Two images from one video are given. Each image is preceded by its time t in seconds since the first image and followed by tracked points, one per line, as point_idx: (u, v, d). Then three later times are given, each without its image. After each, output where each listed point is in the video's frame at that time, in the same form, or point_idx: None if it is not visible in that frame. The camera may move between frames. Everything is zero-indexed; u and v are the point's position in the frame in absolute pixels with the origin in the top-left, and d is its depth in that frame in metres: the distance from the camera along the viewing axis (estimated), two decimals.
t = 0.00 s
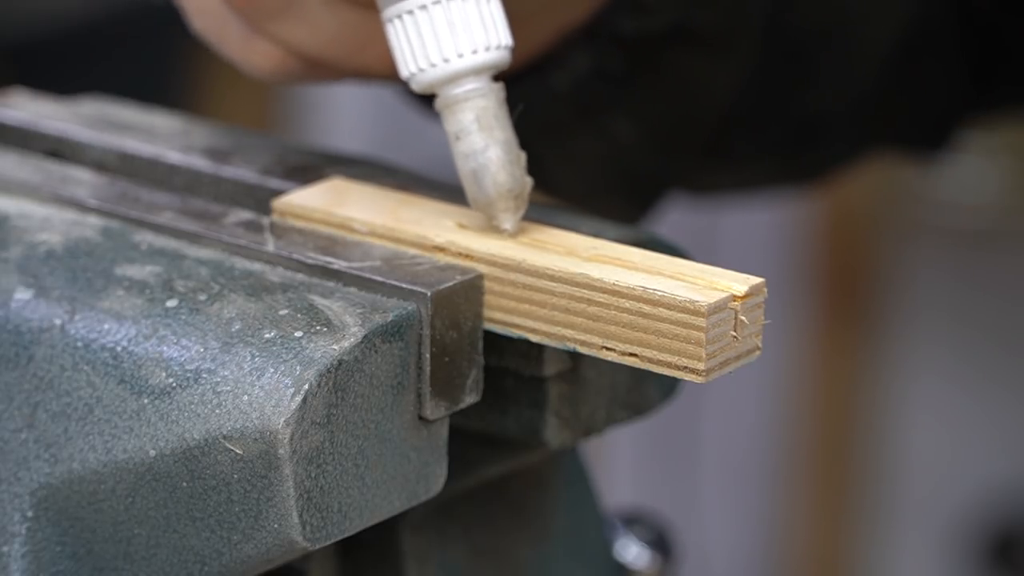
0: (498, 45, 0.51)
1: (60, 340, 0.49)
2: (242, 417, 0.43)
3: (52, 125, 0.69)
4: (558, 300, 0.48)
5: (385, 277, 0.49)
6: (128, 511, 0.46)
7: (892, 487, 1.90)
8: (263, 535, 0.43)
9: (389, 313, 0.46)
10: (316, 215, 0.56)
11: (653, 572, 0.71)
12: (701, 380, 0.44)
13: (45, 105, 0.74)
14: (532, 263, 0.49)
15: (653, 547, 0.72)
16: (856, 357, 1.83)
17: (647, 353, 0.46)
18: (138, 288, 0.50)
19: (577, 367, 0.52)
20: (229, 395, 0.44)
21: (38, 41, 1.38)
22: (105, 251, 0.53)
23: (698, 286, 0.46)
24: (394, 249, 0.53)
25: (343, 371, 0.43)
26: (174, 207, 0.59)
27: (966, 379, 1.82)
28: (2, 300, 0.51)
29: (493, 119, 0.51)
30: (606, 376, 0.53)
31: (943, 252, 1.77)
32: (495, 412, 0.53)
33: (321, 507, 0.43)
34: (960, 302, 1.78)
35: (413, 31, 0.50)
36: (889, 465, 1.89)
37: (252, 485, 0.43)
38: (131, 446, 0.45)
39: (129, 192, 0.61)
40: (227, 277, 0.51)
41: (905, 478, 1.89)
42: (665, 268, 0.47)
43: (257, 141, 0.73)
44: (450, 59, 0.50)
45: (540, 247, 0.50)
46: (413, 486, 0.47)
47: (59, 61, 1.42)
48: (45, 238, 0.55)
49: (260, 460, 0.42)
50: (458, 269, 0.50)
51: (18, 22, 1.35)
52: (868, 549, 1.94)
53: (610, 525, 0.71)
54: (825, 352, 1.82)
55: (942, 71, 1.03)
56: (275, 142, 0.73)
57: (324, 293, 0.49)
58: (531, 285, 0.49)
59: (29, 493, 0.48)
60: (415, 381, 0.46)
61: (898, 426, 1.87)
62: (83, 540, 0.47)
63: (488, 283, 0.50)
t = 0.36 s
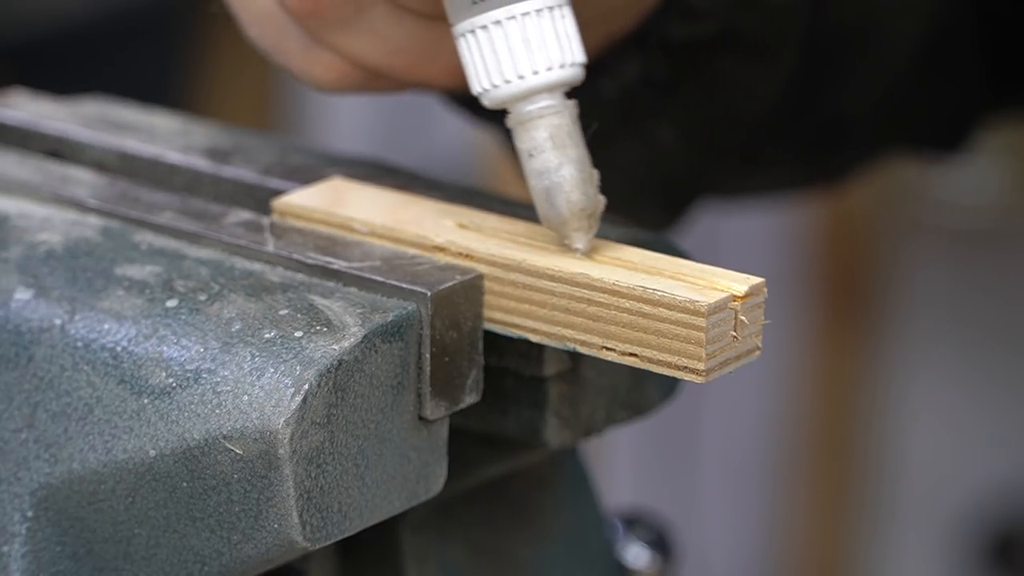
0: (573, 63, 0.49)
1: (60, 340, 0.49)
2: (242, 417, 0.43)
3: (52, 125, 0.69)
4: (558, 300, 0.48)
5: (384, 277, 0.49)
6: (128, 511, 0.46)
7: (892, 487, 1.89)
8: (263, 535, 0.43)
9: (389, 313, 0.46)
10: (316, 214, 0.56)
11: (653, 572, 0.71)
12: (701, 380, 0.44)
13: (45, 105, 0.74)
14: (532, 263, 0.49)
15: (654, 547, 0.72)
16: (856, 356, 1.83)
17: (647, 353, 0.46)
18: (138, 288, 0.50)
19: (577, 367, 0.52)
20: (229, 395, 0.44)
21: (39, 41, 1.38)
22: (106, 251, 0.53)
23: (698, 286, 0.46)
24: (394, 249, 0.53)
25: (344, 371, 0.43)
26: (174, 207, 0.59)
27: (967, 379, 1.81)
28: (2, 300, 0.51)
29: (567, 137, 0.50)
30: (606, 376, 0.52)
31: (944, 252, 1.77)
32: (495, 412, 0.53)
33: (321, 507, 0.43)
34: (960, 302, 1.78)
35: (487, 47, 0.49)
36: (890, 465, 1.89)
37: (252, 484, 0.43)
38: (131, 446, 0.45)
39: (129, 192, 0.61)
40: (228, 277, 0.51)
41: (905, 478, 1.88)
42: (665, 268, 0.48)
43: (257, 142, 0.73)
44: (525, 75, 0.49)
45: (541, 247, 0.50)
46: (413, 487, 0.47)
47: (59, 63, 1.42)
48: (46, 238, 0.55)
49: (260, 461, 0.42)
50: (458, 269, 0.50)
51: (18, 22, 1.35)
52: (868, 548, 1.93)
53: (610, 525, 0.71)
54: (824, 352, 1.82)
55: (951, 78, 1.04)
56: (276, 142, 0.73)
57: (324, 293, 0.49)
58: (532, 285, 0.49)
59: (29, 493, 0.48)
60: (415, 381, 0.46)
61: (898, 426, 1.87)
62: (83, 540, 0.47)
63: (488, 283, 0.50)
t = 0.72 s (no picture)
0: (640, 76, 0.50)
1: (60, 340, 0.49)
2: (242, 417, 0.43)
3: (52, 125, 0.69)
4: (558, 300, 0.48)
5: (384, 277, 0.49)
6: (127, 511, 0.46)
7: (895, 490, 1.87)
8: (263, 535, 0.43)
9: (389, 313, 0.46)
10: (316, 215, 0.56)
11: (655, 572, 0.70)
12: (701, 381, 0.44)
13: (45, 105, 0.74)
14: (532, 263, 0.49)
15: (655, 547, 0.72)
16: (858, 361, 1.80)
17: (647, 353, 0.46)
18: (138, 288, 0.50)
19: (578, 367, 0.52)
20: (229, 395, 0.44)
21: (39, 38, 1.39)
22: (106, 251, 0.53)
23: (698, 287, 0.46)
24: (394, 249, 0.53)
25: (344, 371, 0.43)
26: (174, 207, 0.59)
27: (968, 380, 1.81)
28: (2, 300, 0.51)
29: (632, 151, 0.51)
30: (605, 377, 0.53)
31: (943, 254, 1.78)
32: (496, 412, 0.53)
33: (321, 507, 0.43)
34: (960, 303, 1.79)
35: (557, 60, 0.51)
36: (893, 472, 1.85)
37: (252, 484, 0.43)
38: (131, 446, 0.45)
39: (129, 192, 0.61)
40: (228, 277, 0.51)
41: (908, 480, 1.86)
42: (666, 268, 0.47)
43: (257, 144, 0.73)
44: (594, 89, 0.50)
45: (541, 247, 0.50)
46: (414, 486, 0.47)
47: (59, 61, 1.43)
48: (46, 238, 0.55)
49: (261, 460, 0.42)
50: (458, 269, 0.50)
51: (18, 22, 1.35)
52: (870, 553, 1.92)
53: (610, 526, 0.71)
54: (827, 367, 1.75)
55: (958, 100, 1.12)
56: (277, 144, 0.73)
57: (324, 293, 0.49)
58: (531, 285, 0.49)
59: (29, 493, 0.48)
60: (415, 381, 0.46)
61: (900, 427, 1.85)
62: (82, 540, 0.47)
63: (488, 283, 0.50)
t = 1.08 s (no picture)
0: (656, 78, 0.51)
1: (60, 340, 0.49)
2: (242, 417, 0.43)
3: (52, 125, 0.69)
4: (558, 300, 0.48)
5: (385, 277, 0.49)
6: (127, 511, 0.46)
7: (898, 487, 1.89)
8: (263, 535, 0.43)
9: (389, 313, 0.46)
10: (317, 215, 0.56)
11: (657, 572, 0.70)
12: (701, 380, 0.44)
13: (45, 105, 0.74)
14: (532, 263, 0.49)
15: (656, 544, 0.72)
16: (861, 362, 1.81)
17: (647, 353, 0.46)
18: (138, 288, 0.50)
19: (578, 366, 0.52)
20: (228, 395, 0.44)
21: (39, 38, 1.40)
22: (106, 251, 0.53)
23: (698, 286, 0.46)
24: (394, 249, 0.53)
25: (344, 372, 0.43)
26: (175, 206, 0.59)
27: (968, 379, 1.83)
28: (2, 300, 0.51)
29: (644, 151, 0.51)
30: (605, 377, 0.53)
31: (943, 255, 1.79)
32: (496, 411, 0.53)
33: (321, 506, 0.43)
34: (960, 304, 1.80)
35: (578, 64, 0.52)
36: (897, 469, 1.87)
37: (252, 485, 0.43)
38: (131, 446, 0.45)
39: (129, 192, 0.60)
40: (228, 277, 0.51)
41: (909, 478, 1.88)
42: (666, 268, 0.47)
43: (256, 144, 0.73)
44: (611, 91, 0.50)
45: (541, 247, 0.50)
46: (414, 486, 0.47)
47: (58, 61, 1.43)
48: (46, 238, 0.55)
49: (261, 460, 0.42)
50: (458, 269, 0.50)
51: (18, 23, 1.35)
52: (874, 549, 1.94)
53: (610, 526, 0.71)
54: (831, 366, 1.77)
55: (943, 116, 1.20)
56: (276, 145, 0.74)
57: (324, 293, 0.49)
58: (531, 288, 0.49)
59: (29, 493, 0.48)
60: (415, 382, 0.46)
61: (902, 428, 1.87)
62: (82, 540, 0.47)
63: (488, 283, 0.50)
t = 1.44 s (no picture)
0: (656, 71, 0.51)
1: (60, 340, 0.49)
2: (242, 417, 0.43)
3: (52, 125, 0.69)
4: (558, 300, 0.48)
5: (385, 277, 0.49)
6: (128, 511, 0.46)
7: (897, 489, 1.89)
8: (263, 535, 0.43)
9: (389, 313, 0.46)
10: (316, 215, 0.56)
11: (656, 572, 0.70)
12: (701, 380, 0.44)
13: (45, 105, 0.74)
14: (532, 263, 0.49)
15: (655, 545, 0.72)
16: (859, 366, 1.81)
17: (647, 353, 0.46)
18: (138, 288, 0.50)
19: (578, 366, 0.52)
20: (229, 395, 0.44)
21: (38, 38, 1.40)
22: (106, 251, 0.53)
23: (698, 286, 0.46)
24: (394, 250, 0.53)
25: (344, 371, 0.43)
26: (175, 206, 0.59)
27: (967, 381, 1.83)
28: (2, 300, 0.51)
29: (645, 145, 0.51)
30: (605, 377, 0.53)
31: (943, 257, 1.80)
32: (496, 411, 0.53)
33: (321, 507, 0.43)
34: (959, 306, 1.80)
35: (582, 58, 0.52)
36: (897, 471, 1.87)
37: (252, 484, 0.43)
38: (131, 446, 0.45)
39: (129, 192, 0.60)
40: (228, 277, 0.51)
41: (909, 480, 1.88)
42: (666, 268, 0.47)
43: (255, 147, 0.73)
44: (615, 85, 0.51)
45: (541, 247, 0.50)
46: (413, 486, 0.47)
47: (58, 61, 1.43)
48: (46, 238, 0.55)
49: (260, 460, 0.42)
50: (458, 269, 0.50)
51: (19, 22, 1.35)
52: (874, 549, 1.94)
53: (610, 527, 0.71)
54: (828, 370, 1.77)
55: (939, 120, 1.21)
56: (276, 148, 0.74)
57: (324, 293, 0.49)
58: (530, 288, 0.49)
59: (29, 493, 0.48)
60: (415, 382, 0.46)
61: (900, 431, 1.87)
62: (83, 540, 0.47)
63: (488, 284, 0.50)
